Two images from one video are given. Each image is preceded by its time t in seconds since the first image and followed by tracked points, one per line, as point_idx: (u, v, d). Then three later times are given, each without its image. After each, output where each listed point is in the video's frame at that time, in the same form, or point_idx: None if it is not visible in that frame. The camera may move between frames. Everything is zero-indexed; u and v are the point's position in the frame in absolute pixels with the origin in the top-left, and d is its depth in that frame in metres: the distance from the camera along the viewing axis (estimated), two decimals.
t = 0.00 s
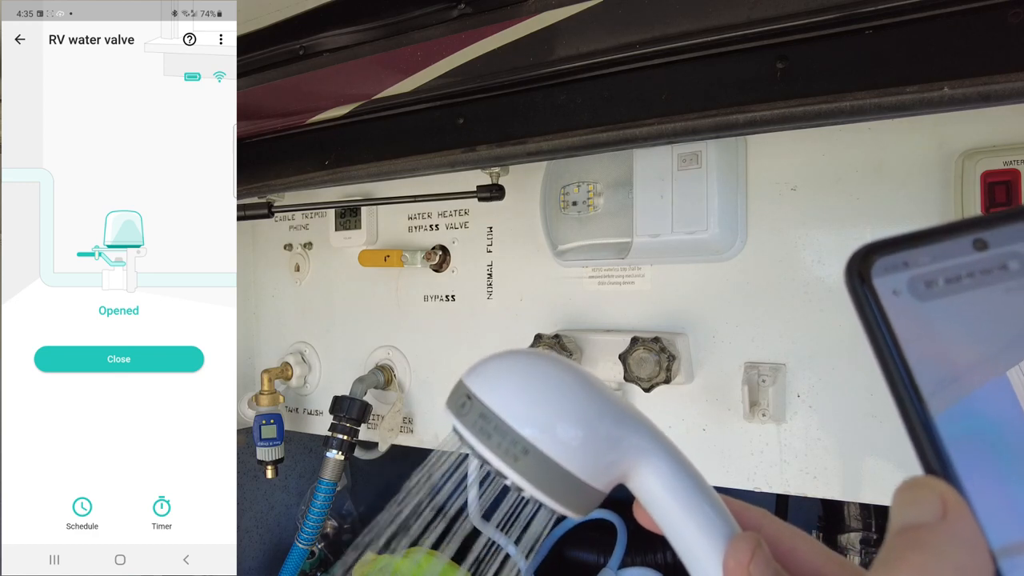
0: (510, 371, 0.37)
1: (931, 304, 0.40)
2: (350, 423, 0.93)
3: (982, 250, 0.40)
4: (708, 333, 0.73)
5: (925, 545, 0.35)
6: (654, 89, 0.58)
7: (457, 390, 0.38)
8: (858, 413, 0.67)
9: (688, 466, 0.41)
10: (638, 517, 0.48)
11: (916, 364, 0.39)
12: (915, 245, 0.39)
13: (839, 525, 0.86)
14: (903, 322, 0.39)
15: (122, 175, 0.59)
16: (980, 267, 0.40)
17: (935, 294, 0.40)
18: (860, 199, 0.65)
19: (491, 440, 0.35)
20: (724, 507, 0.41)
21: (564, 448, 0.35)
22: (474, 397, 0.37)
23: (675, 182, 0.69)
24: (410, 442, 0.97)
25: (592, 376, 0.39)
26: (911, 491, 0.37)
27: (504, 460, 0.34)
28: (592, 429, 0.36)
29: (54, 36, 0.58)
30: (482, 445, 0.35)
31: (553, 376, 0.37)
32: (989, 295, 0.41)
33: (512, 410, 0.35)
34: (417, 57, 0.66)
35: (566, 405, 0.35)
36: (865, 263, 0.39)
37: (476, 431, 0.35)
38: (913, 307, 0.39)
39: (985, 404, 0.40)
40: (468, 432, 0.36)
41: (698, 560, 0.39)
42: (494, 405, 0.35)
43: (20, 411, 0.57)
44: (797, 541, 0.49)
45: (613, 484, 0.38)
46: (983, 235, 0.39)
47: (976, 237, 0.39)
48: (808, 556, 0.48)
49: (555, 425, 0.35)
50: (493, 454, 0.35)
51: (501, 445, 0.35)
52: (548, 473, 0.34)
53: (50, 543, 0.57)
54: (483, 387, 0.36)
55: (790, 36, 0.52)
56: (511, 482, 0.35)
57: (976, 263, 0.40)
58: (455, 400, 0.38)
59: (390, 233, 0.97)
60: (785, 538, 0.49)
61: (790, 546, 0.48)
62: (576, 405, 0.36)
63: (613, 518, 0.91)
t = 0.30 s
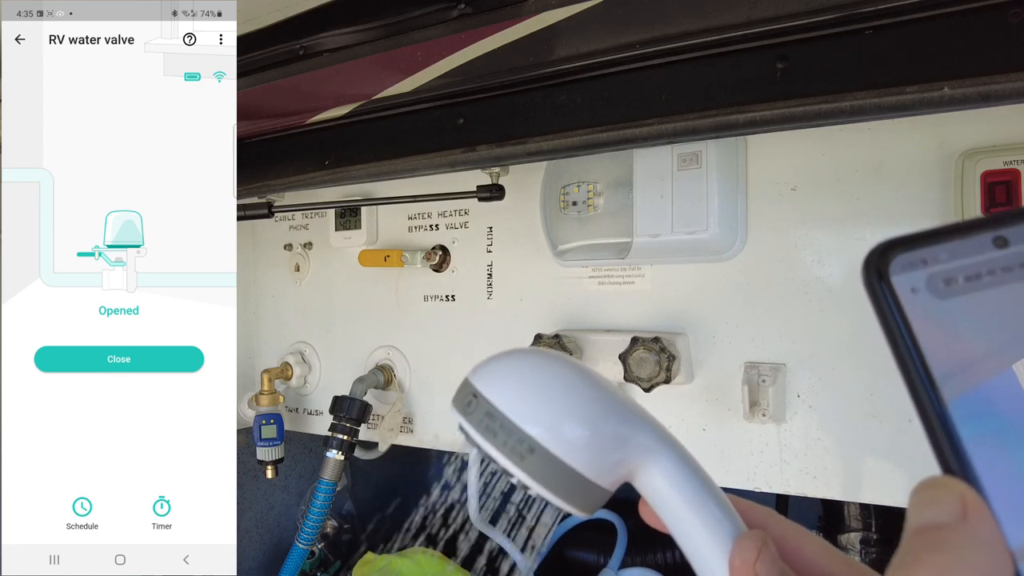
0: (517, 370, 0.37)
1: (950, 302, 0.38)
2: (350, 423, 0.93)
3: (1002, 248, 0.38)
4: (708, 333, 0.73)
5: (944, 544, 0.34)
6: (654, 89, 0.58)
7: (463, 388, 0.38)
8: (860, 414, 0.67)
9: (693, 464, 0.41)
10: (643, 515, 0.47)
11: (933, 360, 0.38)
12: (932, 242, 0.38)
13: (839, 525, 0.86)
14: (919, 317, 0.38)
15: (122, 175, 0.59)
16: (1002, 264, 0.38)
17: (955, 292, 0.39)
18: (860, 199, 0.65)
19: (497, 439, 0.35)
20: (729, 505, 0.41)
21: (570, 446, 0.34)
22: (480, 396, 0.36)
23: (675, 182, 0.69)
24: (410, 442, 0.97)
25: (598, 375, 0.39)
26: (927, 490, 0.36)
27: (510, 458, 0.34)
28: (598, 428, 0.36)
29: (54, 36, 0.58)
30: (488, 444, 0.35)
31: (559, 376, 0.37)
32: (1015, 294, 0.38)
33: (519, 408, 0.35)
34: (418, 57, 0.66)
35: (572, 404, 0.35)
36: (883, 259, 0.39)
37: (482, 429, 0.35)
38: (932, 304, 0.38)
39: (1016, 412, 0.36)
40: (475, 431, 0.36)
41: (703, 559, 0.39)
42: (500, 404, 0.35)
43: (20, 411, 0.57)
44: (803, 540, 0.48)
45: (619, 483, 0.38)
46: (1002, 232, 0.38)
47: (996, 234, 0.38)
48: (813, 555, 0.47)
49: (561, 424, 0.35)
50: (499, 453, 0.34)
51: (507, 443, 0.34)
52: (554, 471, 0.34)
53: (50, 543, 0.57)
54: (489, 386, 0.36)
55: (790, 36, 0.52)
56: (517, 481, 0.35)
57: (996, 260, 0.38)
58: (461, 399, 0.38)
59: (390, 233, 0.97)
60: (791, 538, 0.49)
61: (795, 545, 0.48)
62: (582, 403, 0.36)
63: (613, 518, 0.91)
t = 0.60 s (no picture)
0: (529, 362, 0.37)
1: (964, 309, 0.41)
2: (350, 423, 0.93)
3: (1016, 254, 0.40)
4: (708, 333, 0.73)
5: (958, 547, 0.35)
6: (655, 88, 0.58)
7: (475, 379, 0.38)
8: (861, 414, 0.66)
9: (701, 459, 0.41)
10: (651, 510, 0.49)
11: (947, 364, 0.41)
12: (945, 250, 0.41)
13: (839, 526, 0.86)
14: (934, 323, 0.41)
15: (122, 174, 0.59)
16: (1016, 270, 0.40)
17: (969, 298, 0.41)
18: (860, 200, 0.65)
19: (509, 429, 0.35)
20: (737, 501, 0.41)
21: (582, 438, 0.35)
22: (492, 387, 0.36)
23: (676, 182, 0.69)
24: (410, 441, 0.97)
25: (608, 370, 0.39)
26: (941, 493, 0.37)
27: (522, 448, 0.34)
28: (609, 421, 0.36)
29: (54, 36, 0.58)
30: (500, 434, 0.35)
31: (570, 369, 0.37)
32: None
33: (531, 399, 0.35)
34: (418, 57, 0.67)
35: (584, 397, 0.36)
36: (897, 265, 0.43)
37: (494, 420, 0.35)
38: (944, 310, 0.41)
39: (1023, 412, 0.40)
40: (486, 421, 0.36)
41: (711, 554, 0.39)
42: (512, 395, 0.35)
43: (20, 411, 0.57)
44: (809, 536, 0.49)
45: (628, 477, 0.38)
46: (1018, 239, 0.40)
47: (1010, 242, 0.40)
48: (820, 553, 0.48)
49: (573, 415, 0.35)
50: (511, 443, 0.34)
51: (519, 434, 0.34)
52: (566, 463, 0.34)
53: (50, 543, 0.57)
54: (501, 377, 0.36)
55: (790, 36, 0.52)
56: (528, 471, 0.35)
57: (1010, 267, 0.41)
58: (472, 390, 0.37)
59: (390, 233, 0.97)
60: (798, 534, 0.50)
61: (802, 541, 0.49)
62: (593, 396, 0.36)
63: (613, 518, 0.91)
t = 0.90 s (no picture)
0: (530, 372, 0.37)
1: (962, 317, 0.42)
2: (350, 423, 0.93)
3: (1015, 265, 0.42)
4: (708, 333, 0.74)
5: (958, 548, 0.34)
6: (655, 89, 0.58)
7: (476, 389, 0.38)
8: (861, 414, 0.66)
9: (702, 466, 0.41)
10: (652, 516, 0.48)
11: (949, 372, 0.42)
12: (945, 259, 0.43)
13: (839, 526, 0.86)
14: (934, 331, 0.43)
15: (122, 175, 0.59)
16: (1014, 280, 0.42)
17: (967, 307, 0.42)
18: (859, 200, 0.65)
19: (510, 438, 0.35)
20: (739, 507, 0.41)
21: (583, 447, 0.35)
22: (493, 396, 0.36)
23: (676, 182, 0.69)
24: (410, 442, 0.97)
25: (610, 377, 0.39)
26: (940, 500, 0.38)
27: (523, 458, 0.34)
28: (610, 429, 0.36)
29: (54, 36, 0.58)
30: (501, 443, 0.35)
31: (571, 378, 0.37)
32: None
33: (533, 408, 0.35)
34: (418, 57, 0.66)
35: (585, 405, 0.36)
36: (895, 274, 0.46)
37: (495, 429, 0.35)
38: (944, 319, 0.42)
39: None
40: (488, 431, 0.36)
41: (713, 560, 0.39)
42: (514, 404, 0.35)
43: (20, 410, 0.57)
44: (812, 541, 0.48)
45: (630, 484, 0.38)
46: (1014, 250, 0.42)
47: (1007, 251, 0.42)
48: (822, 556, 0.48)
49: (574, 424, 0.35)
50: (512, 452, 0.34)
51: (520, 443, 0.34)
52: (567, 471, 0.34)
53: (50, 543, 0.57)
54: (503, 387, 0.36)
55: (790, 36, 0.52)
56: (529, 480, 0.35)
57: (1007, 276, 0.42)
58: (474, 399, 0.37)
59: (390, 233, 0.97)
60: (798, 538, 0.49)
61: (803, 545, 0.48)
62: (594, 404, 0.36)
63: (613, 518, 0.91)
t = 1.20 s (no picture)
0: (525, 369, 0.37)
1: (959, 314, 0.44)
2: (350, 423, 0.93)
3: (1012, 264, 0.44)
4: (708, 334, 0.74)
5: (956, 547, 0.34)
6: (656, 88, 0.58)
7: (472, 386, 0.38)
8: (861, 414, 0.66)
9: (697, 464, 0.41)
10: (648, 515, 0.48)
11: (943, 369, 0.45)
12: (946, 258, 0.46)
13: (839, 526, 0.86)
14: (930, 330, 0.45)
15: (122, 175, 0.59)
16: (1010, 279, 0.44)
17: (964, 305, 0.44)
18: (859, 200, 0.65)
19: (505, 436, 0.35)
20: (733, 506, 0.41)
21: (578, 445, 0.35)
22: (488, 394, 0.36)
23: (676, 182, 0.69)
24: (410, 442, 0.97)
25: (604, 375, 0.39)
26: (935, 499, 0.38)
27: (518, 455, 0.34)
28: (605, 427, 0.36)
29: (53, 36, 0.58)
30: (496, 441, 0.35)
31: (566, 376, 0.37)
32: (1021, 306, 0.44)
33: (527, 406, 0.35)
34: (417, 57, 0.66)
35: (580, 403, 0.36)
36: (894, 274, 0.49)
37: (489, 427, 0.35)
38: (942, 315, 0.44)
39: (1014, 415, 0.43)
40: (483, 429, 0.36)
41: (706, 559, 0.39)
42: (508, 402, 0.35)
43: (19, 411, 0.57)
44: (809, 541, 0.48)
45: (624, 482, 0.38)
46: (1011, 248, 0.44)
47: (1003, 249, 0.44)
48: (817, 556, 0.48)
49: (569, 422, 0.35)
50: (507, 450, 0.34)
51: (515, 441, 0.34)
52: (561, 469, 0.34)
53: (50, 543, 0.57)
54: (497, 384, 0.36)
55: (790, 36, 0.52)
56: (524, 478, 0.35)
57: (1004, 275, 0.44)
58: (469, 396, 0.38)
59: (390, 233, 0.97)
60: (794, 538, 0.49)
61: (800, 546, 0.48)
62: (589, 402, 0.36)
63: (613, 518, 0.91)
